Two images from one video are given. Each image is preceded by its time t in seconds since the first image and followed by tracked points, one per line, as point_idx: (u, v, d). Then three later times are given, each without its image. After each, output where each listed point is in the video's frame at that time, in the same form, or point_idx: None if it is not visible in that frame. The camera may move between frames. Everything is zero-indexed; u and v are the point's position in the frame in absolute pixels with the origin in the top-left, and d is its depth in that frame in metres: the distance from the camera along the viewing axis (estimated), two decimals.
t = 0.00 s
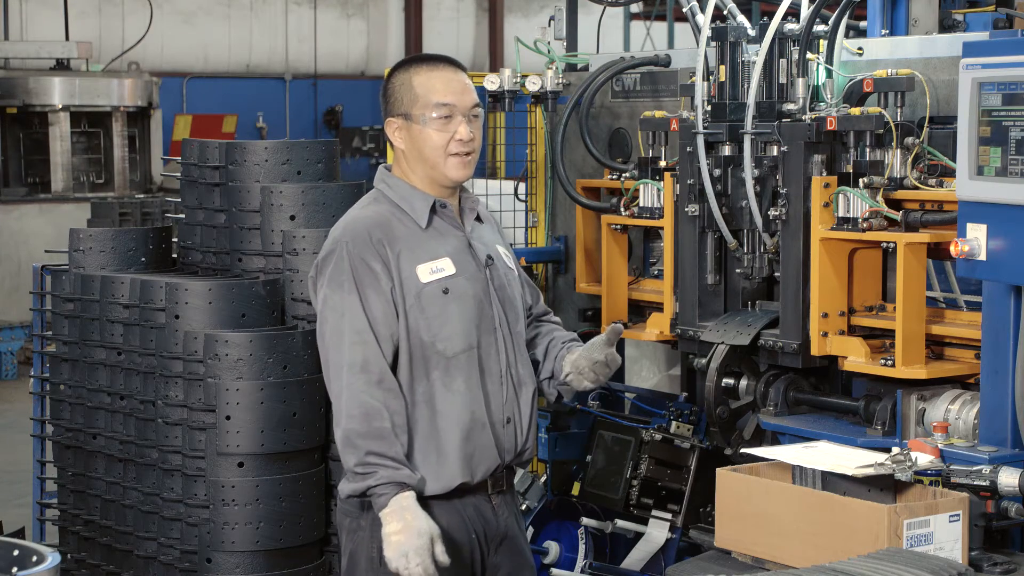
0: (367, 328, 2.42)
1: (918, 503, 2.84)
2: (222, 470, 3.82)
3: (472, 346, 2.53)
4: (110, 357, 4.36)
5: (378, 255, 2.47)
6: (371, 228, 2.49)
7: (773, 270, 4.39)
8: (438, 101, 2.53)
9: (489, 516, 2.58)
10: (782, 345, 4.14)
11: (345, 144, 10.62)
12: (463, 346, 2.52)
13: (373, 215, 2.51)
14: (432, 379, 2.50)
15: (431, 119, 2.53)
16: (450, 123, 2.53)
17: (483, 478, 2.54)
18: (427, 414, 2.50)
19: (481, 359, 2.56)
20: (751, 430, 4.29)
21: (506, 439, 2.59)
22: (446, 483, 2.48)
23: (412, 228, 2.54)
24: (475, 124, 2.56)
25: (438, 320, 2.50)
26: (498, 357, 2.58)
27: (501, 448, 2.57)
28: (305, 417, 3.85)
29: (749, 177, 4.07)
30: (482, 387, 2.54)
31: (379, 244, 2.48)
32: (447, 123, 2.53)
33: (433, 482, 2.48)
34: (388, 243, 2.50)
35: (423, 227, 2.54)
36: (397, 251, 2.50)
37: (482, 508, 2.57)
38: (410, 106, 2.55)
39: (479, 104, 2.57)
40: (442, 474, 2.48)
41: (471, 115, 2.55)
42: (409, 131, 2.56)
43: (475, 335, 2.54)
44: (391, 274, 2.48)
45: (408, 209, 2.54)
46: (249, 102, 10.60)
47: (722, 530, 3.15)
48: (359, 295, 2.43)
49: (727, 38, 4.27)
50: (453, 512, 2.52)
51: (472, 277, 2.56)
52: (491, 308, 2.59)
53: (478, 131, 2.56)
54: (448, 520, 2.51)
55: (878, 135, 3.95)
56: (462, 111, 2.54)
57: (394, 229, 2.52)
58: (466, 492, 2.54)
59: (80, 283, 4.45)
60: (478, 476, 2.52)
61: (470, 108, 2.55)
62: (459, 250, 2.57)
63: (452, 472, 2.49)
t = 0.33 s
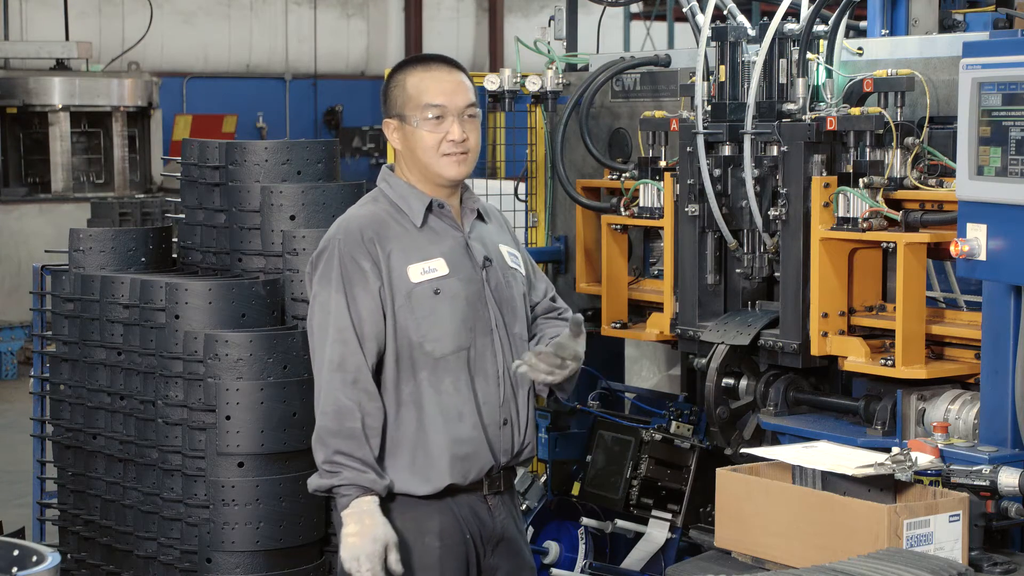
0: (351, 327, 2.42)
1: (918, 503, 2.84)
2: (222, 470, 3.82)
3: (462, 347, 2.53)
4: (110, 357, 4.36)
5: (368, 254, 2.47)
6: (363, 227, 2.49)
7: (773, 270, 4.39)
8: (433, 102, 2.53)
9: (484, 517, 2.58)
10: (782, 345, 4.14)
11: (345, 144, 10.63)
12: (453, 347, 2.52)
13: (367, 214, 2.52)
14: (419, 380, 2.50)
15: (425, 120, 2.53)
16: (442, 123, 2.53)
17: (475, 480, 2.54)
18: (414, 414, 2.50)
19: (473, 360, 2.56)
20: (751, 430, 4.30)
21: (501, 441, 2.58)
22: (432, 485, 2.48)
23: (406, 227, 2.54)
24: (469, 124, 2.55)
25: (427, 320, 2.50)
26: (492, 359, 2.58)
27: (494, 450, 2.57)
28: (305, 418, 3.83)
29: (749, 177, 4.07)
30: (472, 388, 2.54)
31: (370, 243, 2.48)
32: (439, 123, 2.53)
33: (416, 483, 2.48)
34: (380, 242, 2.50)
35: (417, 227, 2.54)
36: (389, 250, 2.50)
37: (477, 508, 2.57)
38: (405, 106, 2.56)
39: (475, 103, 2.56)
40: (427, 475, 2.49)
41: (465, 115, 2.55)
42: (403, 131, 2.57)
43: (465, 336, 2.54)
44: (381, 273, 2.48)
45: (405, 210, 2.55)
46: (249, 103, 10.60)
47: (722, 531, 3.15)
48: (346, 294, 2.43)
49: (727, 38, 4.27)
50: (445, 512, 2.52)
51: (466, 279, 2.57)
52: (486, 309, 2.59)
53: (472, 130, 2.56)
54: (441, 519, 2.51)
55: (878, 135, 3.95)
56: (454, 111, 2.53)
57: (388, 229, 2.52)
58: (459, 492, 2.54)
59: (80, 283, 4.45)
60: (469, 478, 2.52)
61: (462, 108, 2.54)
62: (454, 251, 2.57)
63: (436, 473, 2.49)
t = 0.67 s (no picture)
0: (348, 326, 2.42)
1: (919, 503, 2.84)
2: (221, 470, 3.82)
3: (460, 347, 2.53)
4: (110, 357, 4.36)
5: (366, 254, 2.48)
6: (362, 227, 2.50)
7: (773, 270, 4.39)
8: (433, 102, 2.53)
9: (483, 518, 2.58)
10: (782, 345, 4.13)
11: (345, 144, 10.64)
12: (451, 347, 2.52)
13: (366, 214, 2.52)
14: (418, 379, 2.51)
15: (426, 120, 2.53)
16: (443, 123, 2.53)
17: (473, 480, 2.53)
18: (413, 414, 2.50)
19: (471, 360, 2.56)
20: (751, 430, 4.30)
21: (500, 441, 2.58)
22: (430, 485, 2.48)
23: (405, 227, 2.54)
24: (470, 123, 2.55)
25: (425, 320, 2.51)
26: (491, 359, 2.58)
27: (493, 450, 2.57)
28: (306, 418, 3.83)
29: (749, 177, 4.07)
30: (471, 388, 2.54)
31: (369, 243, 2.49)
32: (440, 123, 2.53)
33: (414, 484, 2.48)
34: (379, 242, 2.50)
35: (416, 227, 2.55)
36: (387, 250, 2.51)
37: (475, 509, 2.57)
38: (405, 107, 2.56)
39: (474, 103, 2.57)
40: (425, 475, 2.49)
41: (465, 115, 2.55)
42: (403, 132, 2.57)
43: (464, 336, 2.54)
44: (379, 273, 2.49)
45: (403, 209, 2.55)
46: (249, 103, 10.60)
47: (722, 531, 3.15)
48: (344, 294, 2.44)
49: (727, 38, 4.27)
50: (443, 512, 2.52)
51: (465, 278, 2.57)
52: (485, 309, 2.59)
53: (473, 130, 2.56)
54: (439, 519, 2.51)
55: (878, 135, 3.95)
56: (455, 111, 2.54)
57: (386, 229, 2.52)
58: (458, 493, 2.54)
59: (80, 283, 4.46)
60: (466, 477, 2.51)
61: (463, 107, 2.54)
62: (453, 251, 2.57)
63: (434, 472, 2.49)
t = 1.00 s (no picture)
0: (373, 326, 2.41)
1: (918, 504, 2.84)
2: (222, 470, 3.82)
3: (481, 346, 2.53)
4: (110, 357, 4.36)
5: (389, 253, 2.47)
6: (382, 225, 2.48)
7: (773, 270, 4.39)
8: (442, 102, 2.53)
9: (491, 516, 2.58)
10: (782, 345, 4.13)
11: (346, 144, 10.64)
12: (472, 346, 2.52)
13: (383, 212, 2.51)
14: (440, 378, 2.50)
15: (434, 120, 2.53)
16: (451, 124, 2.53)
17: (486, 477, 2.55)
18: (434, 412, 2.50)
19: (488, 359, 2.56)
20: (751, 430, 4.28)
21: (509, 439, 2.60)
22: (451, 484, 2.49)
23: (421, 227, 2.54)
24: (478, 125, 2.56)
25: (447, 319, 2.50)
26: (505, 358, 2.59)
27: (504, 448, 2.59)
28: (306, 418, 3.84)
29: (749, 177, 4.07)
30: (489, 387, 2.54)
31: (390, 241, 2.47)
32: (448, 124, 2.53)
33: (436, 482, 2.48)
34: (399, 241, 2.49)
35: (433, 227, 2.55)
36: (407, 249, 2.50)
37: (484, 507, 2.57)
38: (414, 105, 2.56)
39: (483, 105, 2.57)
40: (446, 474, 2.49)
41: (473, 116, 2.55)
42: (411, 131, 2.58)
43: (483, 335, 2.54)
44: (401, 272, 2.48)
45: (419, 209, 2.54)
46: (249, 103, 10.60)
47: (722, 531, 3.15)
48: (368, 293, 2.42)
49: (727, 38, 4.27)
50: (456, 512, 2.52)
51: (481, 277, 2.57)
52: (499, 308, 2.60)
53: (480, 131, 2.56)
54: (452, 520, 2.51)
55: (878, 135, 3.95)
56: (463, 112, 2.54)
57: (405, 228, 2.51)
58: (470, 491, 2.55)
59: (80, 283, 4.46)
60: (482, 475, 2.53)
61: (472, 109, 2.54)
62: (469, 250, 2.58)
63: (456, 470, 2.49)
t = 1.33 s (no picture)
0: (362, 328, 2.42)
1: (918, 504, 2.84)
2: (221, 470, 3.82)
3: (473, 346, 2.52)
4: (110, 357, 4.36)
5: (378, 255, 2.48)
6: (372, 228, 2.49)
7: (773, 270, 4.39)
8: (429, 102, 2.53)
9: (486, 518, 2.58)
10: (782, 345, 4.13)
11: (345, 144, 10.65)
12: (464, 347, 2.51)
13: (374, 215, 2.52)
14: (432, 380, 2.50)
15: (422, 120, 2.54)
16: (438, 123, 2.54)
17: (481, 479, 2.54)
18: (427, 414, 2.50)
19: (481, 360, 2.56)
20: (751, 430, 4.27)
21: (506, 440, 2.59)
22: (442, 484, 2.48)
23: (414, 228, 2.54)
24: (467, 123, 2.56)
25: (438, 320, 2.50)
26: (499, 359, 2.58)
27: (501, 449, 2.58)
28: (306, 417, 3.84)
29: (749, 177, 4.07)
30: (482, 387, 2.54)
31: (380, 244, 2.49)
32: (435, 123, 2.54)
33: (429, 483, 2.48)
34: (389, 243, 2.50)
35: (425, 228, 2.55)
36: (398, 251, 2.50)
37: (480, 510, 2.57)
38: (402, 107, 2.57)
39: (472, 104, 2.56)
40: (440, 475, 2.48)
41: (461, 114, 2.55)
42: (401, 132, 2.58)
43: (476, 336, 2.54)
44: (391, 274, 2.48)
45: (411, 211, 2.55)
46: (249, 103, 10.60)
47: (722, 532, 3.15)
48: (357, 296, 2.44)
49: (727, 38, 4.27)
50: (450, 514, 2.52)
51: (474, 278, 2.57)
52: (493, 309, 2.60)
53: (469, 130, 2.56)
54: (445, 521, 2.51)
55: (878, 135, 3.95)
56: (450, 111, 2.54)
57: (396, 230, 2.52)
58: (464, 493, 2.55)
59: (81, 283, 4.46)
60: (476, 477, 2.52)
61: (458, 107, 2.54)
62: (462, 251, 2.58)
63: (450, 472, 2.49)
